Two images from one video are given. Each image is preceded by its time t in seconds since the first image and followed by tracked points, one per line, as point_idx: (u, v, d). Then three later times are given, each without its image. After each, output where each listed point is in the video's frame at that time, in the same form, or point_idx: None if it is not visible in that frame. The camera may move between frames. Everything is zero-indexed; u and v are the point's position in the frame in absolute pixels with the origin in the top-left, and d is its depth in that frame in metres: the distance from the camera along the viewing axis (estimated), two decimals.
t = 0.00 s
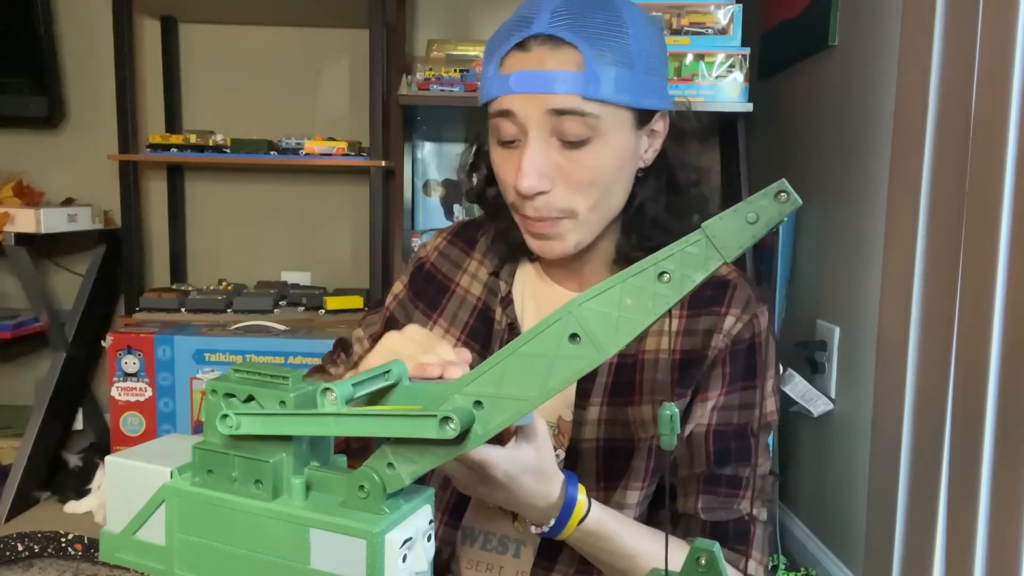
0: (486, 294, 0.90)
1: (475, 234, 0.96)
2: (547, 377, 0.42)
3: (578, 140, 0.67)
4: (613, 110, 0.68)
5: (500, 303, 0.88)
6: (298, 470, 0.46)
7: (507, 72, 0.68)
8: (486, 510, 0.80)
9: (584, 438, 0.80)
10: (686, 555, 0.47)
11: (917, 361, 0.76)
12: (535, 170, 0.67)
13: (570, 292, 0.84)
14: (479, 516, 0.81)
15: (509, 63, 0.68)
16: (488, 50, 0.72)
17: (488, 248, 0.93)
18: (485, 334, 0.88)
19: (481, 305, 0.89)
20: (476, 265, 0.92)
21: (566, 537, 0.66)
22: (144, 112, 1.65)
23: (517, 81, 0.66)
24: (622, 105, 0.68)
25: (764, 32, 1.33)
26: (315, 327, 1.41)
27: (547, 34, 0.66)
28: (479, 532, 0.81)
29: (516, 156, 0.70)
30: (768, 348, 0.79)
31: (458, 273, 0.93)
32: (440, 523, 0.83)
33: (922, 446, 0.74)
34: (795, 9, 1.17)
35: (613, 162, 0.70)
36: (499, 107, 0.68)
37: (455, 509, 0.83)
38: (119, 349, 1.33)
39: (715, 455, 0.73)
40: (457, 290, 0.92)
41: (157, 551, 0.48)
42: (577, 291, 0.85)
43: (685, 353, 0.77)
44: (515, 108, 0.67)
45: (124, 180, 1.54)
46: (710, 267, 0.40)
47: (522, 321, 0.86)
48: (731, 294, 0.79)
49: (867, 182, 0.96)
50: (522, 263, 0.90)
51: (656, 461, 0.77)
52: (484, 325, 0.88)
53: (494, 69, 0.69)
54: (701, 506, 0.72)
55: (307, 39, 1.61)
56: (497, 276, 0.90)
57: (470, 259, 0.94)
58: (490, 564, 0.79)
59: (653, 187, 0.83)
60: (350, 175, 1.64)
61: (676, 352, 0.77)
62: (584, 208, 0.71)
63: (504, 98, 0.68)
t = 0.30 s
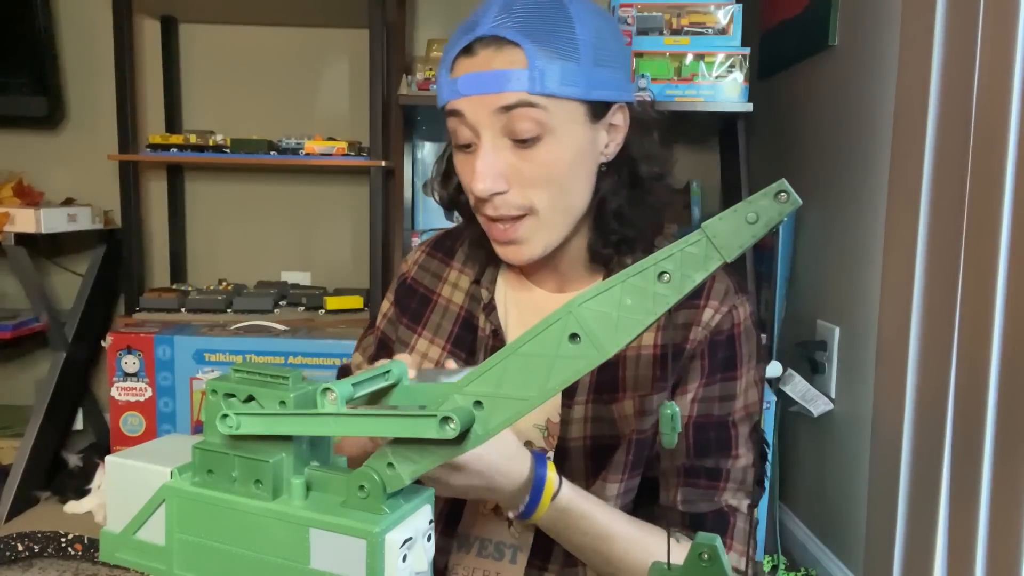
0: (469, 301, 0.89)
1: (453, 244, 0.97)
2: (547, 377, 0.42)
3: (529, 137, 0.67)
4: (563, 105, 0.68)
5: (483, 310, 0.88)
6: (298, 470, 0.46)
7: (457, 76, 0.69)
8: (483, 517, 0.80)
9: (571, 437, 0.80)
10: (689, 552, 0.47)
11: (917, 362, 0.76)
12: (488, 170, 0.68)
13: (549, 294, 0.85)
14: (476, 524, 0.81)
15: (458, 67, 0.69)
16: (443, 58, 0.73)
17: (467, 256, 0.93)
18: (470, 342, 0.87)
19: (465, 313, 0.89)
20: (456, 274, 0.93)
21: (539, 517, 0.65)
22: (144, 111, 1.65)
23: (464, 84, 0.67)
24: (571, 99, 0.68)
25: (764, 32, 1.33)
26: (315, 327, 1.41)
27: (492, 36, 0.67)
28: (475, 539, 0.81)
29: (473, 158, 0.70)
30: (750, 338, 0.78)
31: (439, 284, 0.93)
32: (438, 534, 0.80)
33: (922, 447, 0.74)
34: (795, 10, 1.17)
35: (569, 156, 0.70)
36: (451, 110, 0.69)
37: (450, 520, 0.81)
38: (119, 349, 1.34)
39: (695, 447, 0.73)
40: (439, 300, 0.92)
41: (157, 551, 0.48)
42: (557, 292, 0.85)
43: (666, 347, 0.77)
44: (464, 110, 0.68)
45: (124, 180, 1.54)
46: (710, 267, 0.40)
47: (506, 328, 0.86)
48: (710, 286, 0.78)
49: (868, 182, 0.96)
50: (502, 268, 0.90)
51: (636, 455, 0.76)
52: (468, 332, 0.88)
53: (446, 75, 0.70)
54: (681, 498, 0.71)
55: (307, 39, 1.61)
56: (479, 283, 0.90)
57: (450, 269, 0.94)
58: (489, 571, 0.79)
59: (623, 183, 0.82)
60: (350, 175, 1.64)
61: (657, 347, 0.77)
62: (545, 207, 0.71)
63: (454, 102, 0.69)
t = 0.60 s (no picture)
0: (463, 305, 0.90)
1: (445, 246, 0.96)
2: (547, 377, 0.42)
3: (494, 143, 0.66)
4: (532, 115, 0.66)
5: (478, 313, 0.88)
6: (298, 470, 0.46)
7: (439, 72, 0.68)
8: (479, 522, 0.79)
9: (577, 439, 0.77)
10: (688, 553, 0.47)
11: (917, 362, 0.76)
12: (451, 169, 0.67)
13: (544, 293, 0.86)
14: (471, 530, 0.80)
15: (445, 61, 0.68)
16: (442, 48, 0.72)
17: (460, 259, 0.93)
18: (465, 345, 0.87)
19: (458, 317, 0.89)
20: (449, 277, 0.93)
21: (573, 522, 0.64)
22: (144, 112, 1.65)
23: (441, 80, 0.66)
24: (542, 109, 0.66)
25: (765, 32, 1.33)
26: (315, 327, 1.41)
27: (475, 36, 0.65)
28: (470, 543, 0.81)
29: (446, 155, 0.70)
30: (755, 336, 0.79)
31: (431, 288, 0.94)
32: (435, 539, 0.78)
33: (923, 446, 0.74)
34: (795, 9, 1.17)
35: (535, 166, 0.68)
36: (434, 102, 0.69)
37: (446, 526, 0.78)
38: (119, 349, 1.34)
39: (711, 448, 0.73)
40: (432, 304, 0.92)
41: (156, 551, 0.48)
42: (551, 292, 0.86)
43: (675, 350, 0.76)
44: (442, 105, 0.67)
45: (124, 180, 1.54)
46: (710, 267, 0.40)
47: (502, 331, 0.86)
48: (715, 287, 0.77)
49: (868, 182, 0.96)
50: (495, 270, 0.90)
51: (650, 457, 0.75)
52: (462, 336, 0.88)
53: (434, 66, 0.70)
54: (698, 499, 0.69)
55: (307, 39, 1.61)
56: (473, 287, 0.90)
57: (442, 273, 0.94)
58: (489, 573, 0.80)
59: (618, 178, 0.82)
60: (350, 175, 1.64)
61: (665, 351, 0.76)
62: (505, 214, 0.69)
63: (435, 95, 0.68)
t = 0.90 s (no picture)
0: (469, 307, 0.90)
1: (450, 248, 0.98)
2: (548, 376, 0.42)
3: (557, 115, 0.69)
4: (593, 84, 0.70)
5: (485, 316, 0.88)
6: (298, 470, 0.46)
7: (485, 49, 0.70)
8: (487, 524, 0.84)
9: (598, 447, 0.78)
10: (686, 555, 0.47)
11: (917, 363, 0.76)
12: (515, 143, 0.68)
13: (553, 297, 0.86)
14: (477, 529, 0.84)
15: (489, 38, 0.71)
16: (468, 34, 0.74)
17: (465, 262, 0.94)
18: (472, 350, 0.87)
19: (465, 319, 0.90)
20: (454, 279, 0.94)
21: None
22: (144, 112, 1.65)
23: (497, 52, 0.68)
24: (602, 78, 0.70)
25: (764, 32, 1.33)
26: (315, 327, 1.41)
27: (528, 11, 0.69)
28: (479, 544, 0.84)
29: (496, 134, 0.71)
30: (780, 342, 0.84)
31: (436, 289, 0.94)
32: (440, 542, 0.82)
33: (923, 447, 0.74)
34: (795, 10, 1.17)
35: (592, 139, 0.71)
36: (479, 79, 0.70)
37: (454, 527, 0.83)
38: (119, 349, 1.34)
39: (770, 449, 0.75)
40: (437, 306, 0.93)
41: (157, 551, 0.48)
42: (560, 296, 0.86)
43: (704, 359, 0.80)
44: (495, 79, 0.69)
45: (124, 180, 1.54)
46: (710, 267, 0.40)
47: (510, 334, 0.86)
48: (738, 296, 0.83)
49: (868, 182, 0.96)
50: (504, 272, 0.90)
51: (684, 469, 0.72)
52: (468, 340, 0.88)
53: (472, 48, 0.71)
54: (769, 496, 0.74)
55: (307, 39, 1.61)
56: (482, 290, 0.90)
57: (447, 275, 0.95)
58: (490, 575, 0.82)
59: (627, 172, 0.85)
60: (350, 175, 1.64)
61: (691, 360, 0.80)
62: (566, 190, 0.71)
63: (483, 71, 0.70)
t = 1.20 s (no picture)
0: (466, 309, 0.90)
1: (444, 249, 0.98)
2: (547, 376, 0.42)
3: (560, 97, 0.71)
4: (596, 69, 0.73)
5: (481, 318, 0.88)
6: (298, 470, 0.46)
7: (491, 32, 0.73)
8: (485, 528, 0.83)
9: (604, 452, 0.80)
10: (691, 552, 0.50)
11: (918, 363, 0.76)
12: (519, 123, 0.69)
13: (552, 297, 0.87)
14: (475, 533, 0.83)
15: (493, 25, 0.74)
16: (470, 21, 0.77)
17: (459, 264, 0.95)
18: (469, 353, 0.87)
19: (462, 321, 0.90)
20: (450, 280, 0.93)
21: None
22: (144, 112, 1.65)
23: (502, 34, 0.71)
24: (604, 65, 0.73)
25: (764, 31, 1.33)
26: (316, 327, 1.41)
27: None
28: (476, 549, 0.83)
29: (498, 115, 0.72)
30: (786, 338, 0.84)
31: (430, 291, 0.94)
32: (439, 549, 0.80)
33: (923, 447, 0.74)
34: (795, 10, 1.17)
35: (595, 124, 0.73)
36: (483, 63, 0.73)
37: (453, 532, 0.81)
38: (119, 349, 1.34)
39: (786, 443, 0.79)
40: (432, 309, 0.92)
41: (157, 551, 0.48)
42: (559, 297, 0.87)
43: (708, 361, 0.81)
44: (499, 61, 0.71)
45: (124, 180, 1.54)
46: (710, 267, 0.40)
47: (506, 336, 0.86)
48: (741, 295, 0.83)
49: (868, 182, 0.96)
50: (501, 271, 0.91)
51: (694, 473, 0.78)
52: (465, 343, 0.88)
53: (476, 32, 0.74)
54: (789, 493, 0.78)
55: (307, 39, 1.61)
56: (478, 291, 0.90)
57: (441, 276, 0.95)
58: None
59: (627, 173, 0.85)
60: (350, 175, 1.64)
61: (697, 361, 0.81)
62: (565, 173, 0.71)
63: (488, 54, 0.72)
